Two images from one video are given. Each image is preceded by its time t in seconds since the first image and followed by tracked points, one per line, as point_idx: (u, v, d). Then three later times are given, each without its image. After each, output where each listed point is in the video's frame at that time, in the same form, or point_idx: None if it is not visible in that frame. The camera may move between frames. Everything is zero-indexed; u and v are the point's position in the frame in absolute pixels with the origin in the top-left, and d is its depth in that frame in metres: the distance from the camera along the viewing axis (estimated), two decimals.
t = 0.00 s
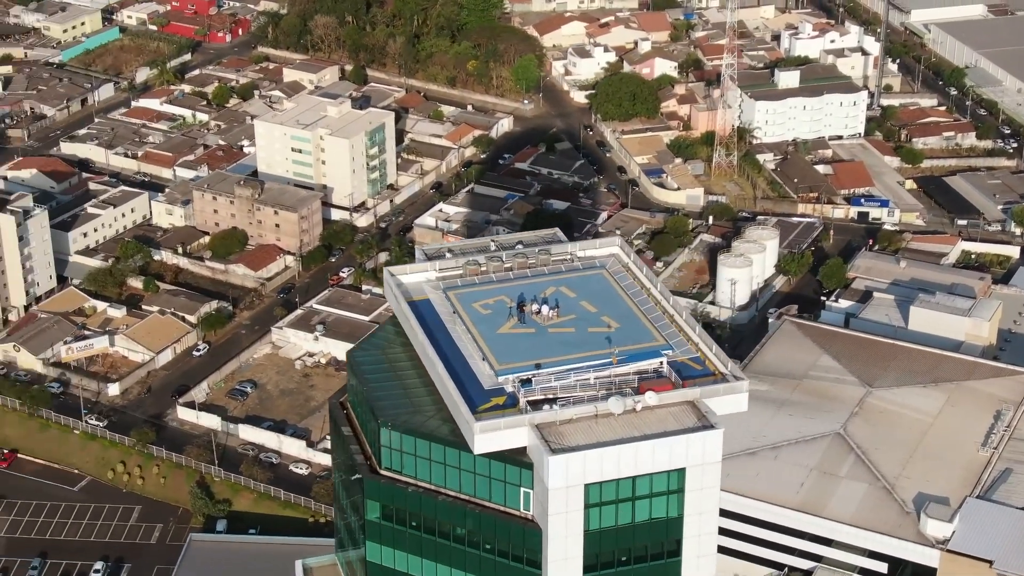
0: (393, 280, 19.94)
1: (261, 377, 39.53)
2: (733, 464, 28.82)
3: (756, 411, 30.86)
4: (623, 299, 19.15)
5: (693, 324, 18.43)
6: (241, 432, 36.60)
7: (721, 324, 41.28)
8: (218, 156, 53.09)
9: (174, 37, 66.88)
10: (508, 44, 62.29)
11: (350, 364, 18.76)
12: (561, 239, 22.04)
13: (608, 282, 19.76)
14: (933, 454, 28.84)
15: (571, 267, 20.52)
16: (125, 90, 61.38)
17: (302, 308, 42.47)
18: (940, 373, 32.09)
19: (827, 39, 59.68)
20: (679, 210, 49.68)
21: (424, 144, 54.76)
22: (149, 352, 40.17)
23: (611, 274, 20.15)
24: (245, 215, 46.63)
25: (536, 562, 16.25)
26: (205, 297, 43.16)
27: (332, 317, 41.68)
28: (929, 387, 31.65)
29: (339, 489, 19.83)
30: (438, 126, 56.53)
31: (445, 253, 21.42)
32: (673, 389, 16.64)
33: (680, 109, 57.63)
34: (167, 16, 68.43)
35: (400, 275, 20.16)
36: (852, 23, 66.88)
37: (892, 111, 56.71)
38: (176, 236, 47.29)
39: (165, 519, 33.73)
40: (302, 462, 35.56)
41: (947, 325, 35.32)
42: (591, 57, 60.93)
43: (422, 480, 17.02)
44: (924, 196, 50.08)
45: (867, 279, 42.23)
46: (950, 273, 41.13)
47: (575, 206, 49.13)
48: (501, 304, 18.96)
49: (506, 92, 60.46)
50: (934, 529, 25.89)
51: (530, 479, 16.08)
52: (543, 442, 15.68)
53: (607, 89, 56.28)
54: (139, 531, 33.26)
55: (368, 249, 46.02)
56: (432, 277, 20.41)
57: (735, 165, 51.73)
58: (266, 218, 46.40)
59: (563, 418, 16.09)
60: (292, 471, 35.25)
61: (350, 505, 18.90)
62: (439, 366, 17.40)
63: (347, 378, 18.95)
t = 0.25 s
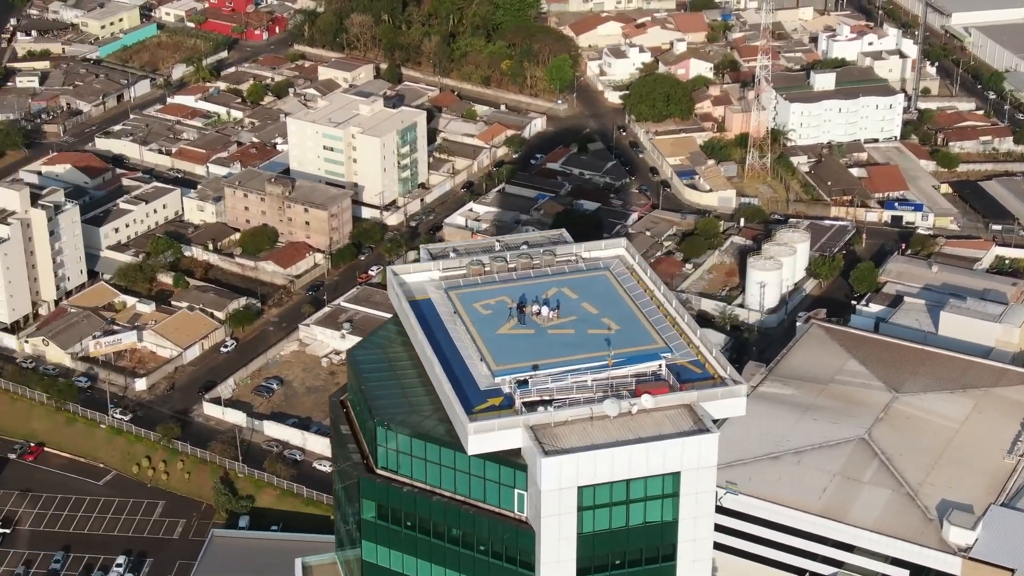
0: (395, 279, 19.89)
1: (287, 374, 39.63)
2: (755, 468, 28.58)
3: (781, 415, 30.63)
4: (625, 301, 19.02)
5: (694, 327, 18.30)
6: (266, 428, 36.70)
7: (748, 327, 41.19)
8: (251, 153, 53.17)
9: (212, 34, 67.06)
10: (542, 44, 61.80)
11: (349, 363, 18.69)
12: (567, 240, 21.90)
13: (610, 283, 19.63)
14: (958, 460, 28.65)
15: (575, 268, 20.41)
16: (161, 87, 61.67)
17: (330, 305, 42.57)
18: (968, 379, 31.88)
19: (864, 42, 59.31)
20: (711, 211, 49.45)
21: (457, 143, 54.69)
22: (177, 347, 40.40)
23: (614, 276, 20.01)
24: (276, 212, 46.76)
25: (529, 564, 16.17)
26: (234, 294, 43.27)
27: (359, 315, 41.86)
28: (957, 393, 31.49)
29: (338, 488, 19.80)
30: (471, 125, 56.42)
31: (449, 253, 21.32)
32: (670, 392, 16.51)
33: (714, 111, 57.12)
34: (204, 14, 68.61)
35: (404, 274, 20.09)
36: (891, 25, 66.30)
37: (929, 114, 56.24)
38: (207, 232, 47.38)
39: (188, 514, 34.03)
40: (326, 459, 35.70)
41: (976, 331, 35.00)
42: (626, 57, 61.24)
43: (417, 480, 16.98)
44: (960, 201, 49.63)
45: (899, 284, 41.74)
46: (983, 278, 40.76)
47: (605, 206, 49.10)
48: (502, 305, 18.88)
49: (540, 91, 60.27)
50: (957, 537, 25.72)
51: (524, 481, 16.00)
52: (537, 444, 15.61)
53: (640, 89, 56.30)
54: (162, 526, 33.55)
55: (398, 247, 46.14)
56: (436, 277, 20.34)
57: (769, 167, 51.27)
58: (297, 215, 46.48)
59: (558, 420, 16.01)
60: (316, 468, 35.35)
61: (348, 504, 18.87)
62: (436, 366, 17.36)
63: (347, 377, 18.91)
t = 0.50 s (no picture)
0: (398, 278, 19.84)
1: (314, 371, 39.69)
2: (778, 472, 28.52)
3: (805, 420, 30.51)
4: (626, 303, 18.88)
5: (695, 330, 18.14)
6: (290, 426, 36.73)
7: (777, 331, 41.14)
8: (284, 151, 53.30)
9: (249, 31, 67.31)
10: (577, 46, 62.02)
11: (348, 362, 18.59)
12: (573, 241, 21.77)
13: (613, 285, 19.50)
14: (982, 467, 28.38)
15: (579, 269, 20.29)
16: (196, 84, 61.97)
17: (357, 304, 42.76)
18: (997, 386, 31.48)
19: (902, 45, 58.50)
20: (742, 214, 49.10)
21: (489, 142, 54.62)
22: (205, 343, 40.47)
23: (618, 277, 19.87)
24: (306, 210, 46.83)
25: (521, 566, 16.09)
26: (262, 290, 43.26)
27: (386, 313, 41.89)
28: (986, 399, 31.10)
29: (338, 487, 19.77)
30: (503, 125, 56.07)
31: (454, 253, 21.25)
32: (666, 395, 16.40)
33: (749, 113, 56.69)
34: (241, 12, 68.84)
35: (407, 274, 20.03)
36: (931, 28, 65.59)
37: (966, 118, 55.71)
38: (238, 229, 47.54)
39: (212, 510, 34.24)
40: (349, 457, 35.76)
41: (1006, 337, 34.74)
42: (661, 57, 60.69)
43: (412, 480, 16.94)
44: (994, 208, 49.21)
45: (930, 288, 41.37)
46: (1016, 285, 40.42)
47: (635, 207, 48.98)
48: (502, 305, 18.81)
49: (575, 92, 59.99)
50: (979, 544, 25.46)
51: (518, 483, 15.92)
52: (530, 446, 15.54)
53: (674, 90, 55.85)
54: (186, 521, 33.79)
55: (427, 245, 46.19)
56: (439, 276, 20.27)
57: (803, 170, 50.90)
58: (327, 213, 46.50)
59: (553, 421, 15.94)
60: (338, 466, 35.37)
61: (346, 502, 18.84)
62: (433, 366, 17.31)
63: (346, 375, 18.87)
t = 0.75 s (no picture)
0: (402, 277, 19.83)
1: (339, 369, 39.28)
2: (801, 477, 27.31)
3: (828, 424, 29.38)
4: (628, 304, 18.77)
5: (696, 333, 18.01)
6: (315, 423, 36.39)
7: (806, 334, 40.58)
8: (317, 149, 53.35)
9: (286, 29, 67.43)
10: (612, 45, 61.20)
11: (348, 360, 18.55)
12: (580, 242, 21.64)
13: (616, 286, 19.38)
14: (1009, 475, 27.24)
15: (584, 270, 20.18)
16: (232, 81, 62.16)
17: (384, 303, 42.77)
18: None
19: (940, 47, 57.88)
20: (774, 216, 48.69)
21: (520, 143, 54.42)
22: (232, 340, 40.15)
23: (621, 279, 19.76)
24: (336, 207, 46.48)
25: (514, 567, 16.04)
26: (290, 288, 43.02)
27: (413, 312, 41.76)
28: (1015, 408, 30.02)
29: (338, 486, 19.80)
30: (536, 125, 56.05)
31: (458, 253, 21.20)
32: (663, 398, 16.30)
33: (784, 114, 56.42)
34: (279, 10, 69.09)
35: (411, 273, 20.01)
36: (972, 30, 64.70)
37: (1003, 122, 55.05)
38: (269, 227, 47.39)
39: (236, 506, 33.89)
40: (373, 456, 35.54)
41: None
42: (697, 58, 60.20)
43: (408, 480, 16.93)
44: None
45: (962, 293, 40.80)
46: None
47: (666, 208, 48.69)
48: (503, 306, 18.76)
49: (609, 93, 59.48)
50: (1001, 551, 24.35)
51: (512, 484, 15.88)
52: (524, 446, 15.51)
53: (708, 92, 55.26)
54: (210, 517, 33.45)
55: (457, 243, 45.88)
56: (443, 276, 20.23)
57: (836, 172, 50.72)
58: (357, 211, 46.20)
59: (548, 423, 15.89)
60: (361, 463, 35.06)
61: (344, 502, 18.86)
62: (431, 366, 17.29)
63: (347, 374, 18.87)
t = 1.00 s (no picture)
0: (404, 276, 19.82)
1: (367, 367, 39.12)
2: (823, 481, 27.17)
3: (852, 428, 29.17)
4: (629, 306, 18.68)
5: (697, 336, 17.90)
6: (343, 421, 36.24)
7: (835, 337, 40.12)
8: (349, 147, 53.39)
9: (322, 27, 67.54)
10: (647, 44, 60.88)
11: (348, 359, 18.49)
12: (585, 243, 21.53)
13: (618, 287, 19.30)
14: None
15: (587, 272, 20.09)
16: (267, 78, 62.35)
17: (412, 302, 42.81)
18: None
19: (979, 50, 57.18)
20: (807, 219, 48.40)
21: (552, 142, 54.05)
22: (260, 337, 40.10)
23: (623, 280, 19.65)
24: (367, 205, 46.31)
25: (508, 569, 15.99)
26: (319, 285, 42.99)
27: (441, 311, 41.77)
28: None
29: (337, 484, 19.79)
30: (568, 124, 55.75)
31: (461, 252, 21.14)
32: (659, 401, 16.19)
33: (819, 117, 55.81)
34: (315, 8, 69.32)
35: (414, 272, 19.97)
36: (1012, 33, 63.96)
37: None
38: (299, 224, 47.21)
39: (259, 502, 33.85)
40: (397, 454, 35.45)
41: None
42: (733, 59, 60.09)
43: (403, 479, 16.91)
44: None
45: (995, 299, 40.80)
46: None
47: (698, 210, 48.59)
48: (504, 306, 18.70)
49: (642, 92, 59.47)
50: None
51: (505, 485, 15.83)
52: (517, 447, 15.42)
53: (743, 93, 54.92)
54: (233, 513, 33.43)
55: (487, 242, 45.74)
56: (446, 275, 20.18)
57: (870, 175, 50.31)
58: (387, 210, 45.99)
59: (543, 424, 15.81)
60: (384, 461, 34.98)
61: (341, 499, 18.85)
62: (429, 366, 17.24)
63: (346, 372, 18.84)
